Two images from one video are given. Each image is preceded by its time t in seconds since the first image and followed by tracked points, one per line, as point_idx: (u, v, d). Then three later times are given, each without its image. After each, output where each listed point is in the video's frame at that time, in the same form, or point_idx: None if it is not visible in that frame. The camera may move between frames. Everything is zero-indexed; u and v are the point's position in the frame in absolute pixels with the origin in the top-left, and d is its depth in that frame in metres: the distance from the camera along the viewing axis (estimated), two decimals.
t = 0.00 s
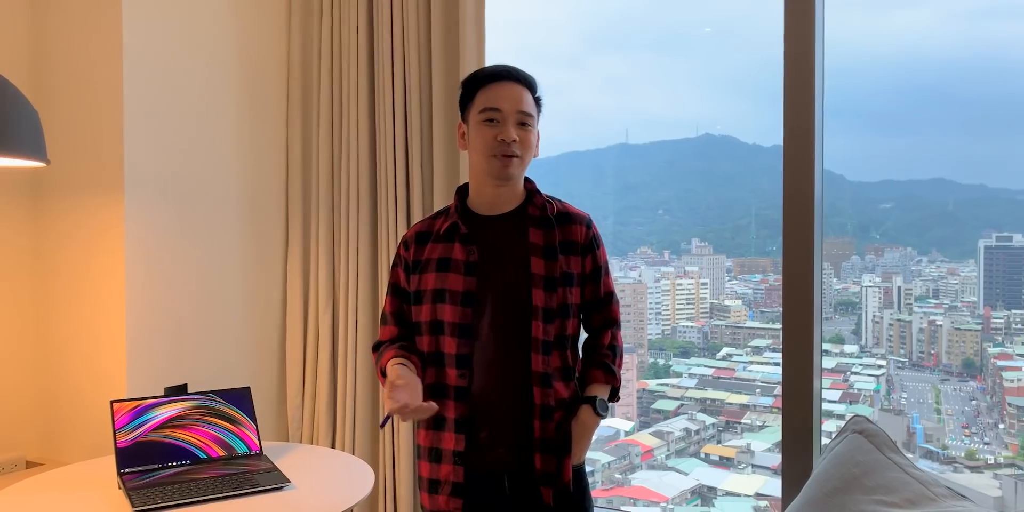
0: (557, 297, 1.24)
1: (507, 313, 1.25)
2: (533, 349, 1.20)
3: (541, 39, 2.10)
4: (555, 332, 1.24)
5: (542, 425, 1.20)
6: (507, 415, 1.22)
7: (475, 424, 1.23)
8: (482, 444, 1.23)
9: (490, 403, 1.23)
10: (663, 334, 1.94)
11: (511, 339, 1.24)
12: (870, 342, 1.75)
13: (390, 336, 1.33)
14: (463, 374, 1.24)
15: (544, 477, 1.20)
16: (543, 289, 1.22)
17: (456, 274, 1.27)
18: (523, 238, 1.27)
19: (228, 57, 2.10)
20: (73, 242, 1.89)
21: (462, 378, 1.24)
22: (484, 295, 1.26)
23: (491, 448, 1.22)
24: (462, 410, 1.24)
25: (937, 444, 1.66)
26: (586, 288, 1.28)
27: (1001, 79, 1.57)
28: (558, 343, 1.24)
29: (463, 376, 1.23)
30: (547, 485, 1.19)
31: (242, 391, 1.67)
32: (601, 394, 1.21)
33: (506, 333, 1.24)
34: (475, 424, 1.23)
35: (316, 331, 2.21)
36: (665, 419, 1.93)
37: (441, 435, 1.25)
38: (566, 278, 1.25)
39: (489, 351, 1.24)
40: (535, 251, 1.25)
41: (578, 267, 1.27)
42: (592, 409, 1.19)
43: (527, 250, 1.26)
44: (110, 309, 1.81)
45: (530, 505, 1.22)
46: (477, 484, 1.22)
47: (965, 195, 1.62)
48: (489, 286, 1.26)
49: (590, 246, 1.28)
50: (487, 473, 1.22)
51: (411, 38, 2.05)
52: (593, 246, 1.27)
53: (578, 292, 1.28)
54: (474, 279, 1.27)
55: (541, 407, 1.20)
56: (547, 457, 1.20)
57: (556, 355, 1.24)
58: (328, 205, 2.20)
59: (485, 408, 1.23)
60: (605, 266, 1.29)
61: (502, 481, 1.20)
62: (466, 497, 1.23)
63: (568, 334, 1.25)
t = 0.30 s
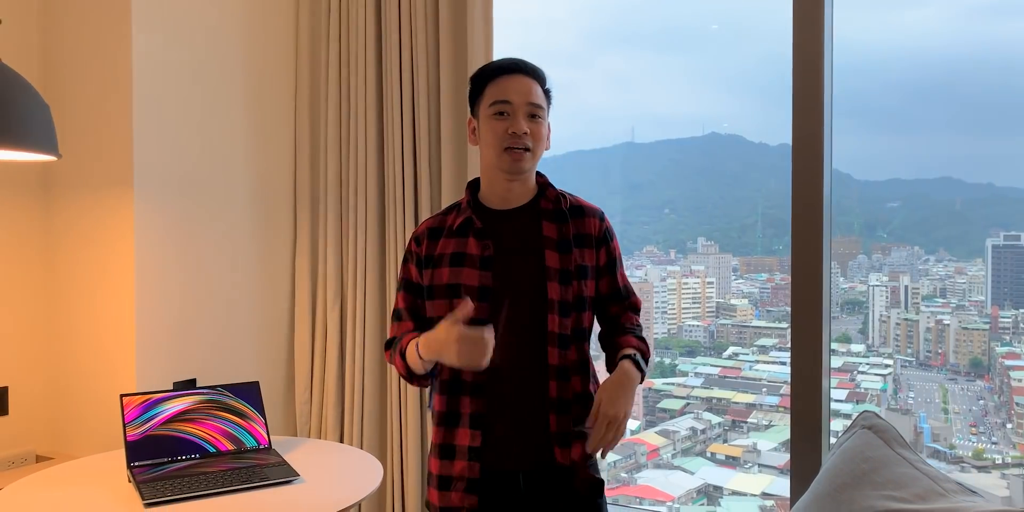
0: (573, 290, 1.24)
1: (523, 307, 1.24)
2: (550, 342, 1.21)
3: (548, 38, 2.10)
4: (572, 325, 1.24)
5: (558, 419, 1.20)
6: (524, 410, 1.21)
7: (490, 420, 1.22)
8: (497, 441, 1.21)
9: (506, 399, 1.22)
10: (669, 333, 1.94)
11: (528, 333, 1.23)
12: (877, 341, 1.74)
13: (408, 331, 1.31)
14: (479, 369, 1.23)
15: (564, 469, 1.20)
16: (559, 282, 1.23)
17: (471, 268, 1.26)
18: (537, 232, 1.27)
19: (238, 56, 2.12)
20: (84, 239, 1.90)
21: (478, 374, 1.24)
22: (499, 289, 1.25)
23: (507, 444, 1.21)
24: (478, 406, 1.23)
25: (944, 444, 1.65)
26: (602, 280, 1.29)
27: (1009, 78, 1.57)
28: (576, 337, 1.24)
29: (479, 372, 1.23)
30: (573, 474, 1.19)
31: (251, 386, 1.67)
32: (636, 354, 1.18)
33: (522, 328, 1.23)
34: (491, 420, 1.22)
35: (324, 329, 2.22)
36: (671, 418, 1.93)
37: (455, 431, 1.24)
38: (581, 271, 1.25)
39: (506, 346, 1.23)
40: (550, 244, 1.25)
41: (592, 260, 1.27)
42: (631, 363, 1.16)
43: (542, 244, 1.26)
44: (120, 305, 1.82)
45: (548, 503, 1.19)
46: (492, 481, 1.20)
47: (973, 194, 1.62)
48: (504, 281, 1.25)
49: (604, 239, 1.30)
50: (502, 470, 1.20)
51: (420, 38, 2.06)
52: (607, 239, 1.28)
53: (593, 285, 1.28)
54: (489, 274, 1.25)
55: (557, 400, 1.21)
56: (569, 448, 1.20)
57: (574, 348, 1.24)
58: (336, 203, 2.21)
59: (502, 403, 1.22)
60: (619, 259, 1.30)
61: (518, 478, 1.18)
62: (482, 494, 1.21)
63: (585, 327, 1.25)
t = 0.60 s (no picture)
0: (581, 281, 1.25)
1: (534, 300, 1.25)
2: (559, 332, 1.22)
3: (551, 35, 2.10)
4: (581, 316, 1.25)
5: (567, 410, 1.22)
6: (537, 402, 1.22)
7: (504, 413, 1.22)
8: (514, 433, 1.22)
9: (519, 392, 1.22)
10: (672, 331, 1.94)
11: (538, 326, 1.24)
12: (880, 339, 1.74)
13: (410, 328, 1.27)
14: (493, 363, 1.24)
15: (576, 459, 1.21)
16: (567, 272, 1.24)
17: (481, 262, 1.26)
18: (546, 225, 1.28)
19: (242, 53, 2.12)
20: (89, 235, 1.91)
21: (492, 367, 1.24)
22: (510, 283, 1.26)
23: (523, 436, 1.21)
24: (492, 400, 1.23)
25: (947, 442, 1.66)
26: (609, 270, 1.30)
27: (1013, 76, 1.57)
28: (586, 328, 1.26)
29: (493, 366, 1.24)
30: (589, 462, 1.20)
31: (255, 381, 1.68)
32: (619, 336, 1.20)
33: (532, 320, 1.24)
34: (505, 412, 1.23)
35: (328, 326, 2.23)
36: (673, 416, 1.93)
37: (471, 427, 1.24)
38: (589, 262, 1.26)
39: (517, 339, 1.23)
40: (558, 236, 1.25)
41: (599, 251, 1.29)
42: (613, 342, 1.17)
43: (550, 236, 1.26)
44: (126, 300, 1.83)
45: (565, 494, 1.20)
46: (509, 474, 1.20)
47: (976, 192, 1.62)
48: (515, 274, 1.26)
49: (609, 230, 1.31)
50: (520, 462, 1.20)
51: (424, 35, 2.07)
52: (614, 229, 1.29)
53: (600, 275, 1.30)
54: (499, 267, 1.26)
55: (566, 392, 1.22)
56: (571, 441, 1.21)
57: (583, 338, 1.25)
58: (341, 201, 2.22)
59: (516, 396, 1.22)
60: (626, 249, 1.31)
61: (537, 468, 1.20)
62: (500, 489, 1.21)
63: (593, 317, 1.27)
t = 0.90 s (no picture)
0: (584, 279, 1.25)
1: (537, 300, 1.25)
2: (564, 332, 1.21)
3: (551, 32, 2.10)
4: (584, 315, 1.25)
5: (573, 408, 1.21)
6: (542, 400, 1.22)
7: (509, 412, 1.22)
8: (518, 433, 1.22)
9: (525, 392, 1.22)
10: (672, 329, 1.95)
11: (542, 325, 1.24)
12: (880, 336, 1.74)
13: (423, 333, 1.29)
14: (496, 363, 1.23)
15: (583, 458, 1.21)
16: (571, 272, 1.22)
17: (483, 263, 1.25)
18: (547, 223, 1.27)
19: (245, 52, 2.13)
20: (92, 232, 1.92)
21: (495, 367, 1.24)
22: (512, 283, 1.25)
23: (526, 436, 1.21)
24: (496, 400, 1.22)
25: (947, 439, 1.66)
26: (611, 267, 1.30)
27: (1014, 73, 1.57)
28: (590, 325, 1.26)
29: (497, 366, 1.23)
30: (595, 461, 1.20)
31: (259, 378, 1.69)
32: (619, 333, 1.20)
33: (536, 320, 1.24)
34: (510, 411, 1.22)
35: (331, 323, 2.24)
36: (674, 413, 1.94)
37: (475, 427, 1.23)
38: (592, 259, 1.26)
39: (520, 338, 1.23)
40: (560, 234, 1.24)
41: (602, 248, 1.28)
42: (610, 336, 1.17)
43: (552, 234, 1.26)
44: (129, 298, 1.84)
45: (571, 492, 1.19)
46: (512, 474, 1.21)
47: (977, 189, 1.62)
48: (518, 273, 1.25)
49: (612, 226, 1.31)
50: (524, 462, 1.21)
51: (426, 34, 2.07)
52: (617, 226, 1.29)
53: (602, 272, 1.30)
54: (501, 267, 1.25)
55: (573, 391, 1.21)
56: (578, 440, 1.20)
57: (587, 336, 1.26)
58: (343, 199, 2.23)
59: (523, 396, 1.22)
60: (628, 245, 1.32)
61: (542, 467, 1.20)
62: (504, 488, 1.21)
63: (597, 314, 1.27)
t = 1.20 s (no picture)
0: (584, 274, 1.25)
1: (537, 294, 1.25)
2: (564, 327, 1.22)
3: (552, 28, 2.10)
4: (585, 309, 1.25)
5: (574, 403, 1.21)
6: (542, 396, 1.22)
7: (510, 407, 1.22)
8: (518, 426, 1.22)
9: (526, 386, 1.22)
10: (672, 325, 1.95)
11: (542, 319, 1.24)
12: (880, 333, 1.74)
13: (418, 325, 1.28)
14: (497, 357, 1.23)
15: (584, 451, 1.21)
16: (571, 267, 1.23)
17: (484, 258, 1.26)
18: (546, 219, 1.27)
19: (246, 49, 2.14)
20: (94, 228, 1.93)
21: (496, 362, 1.24)
22: (512, 278, 1.25)
23: (528, 430, 1.21)
24: (496, 395, 1.23)
25: (947, 436, 1.66)
26: (610, 261, 1.30)
27: (1014, 70, 1.57)
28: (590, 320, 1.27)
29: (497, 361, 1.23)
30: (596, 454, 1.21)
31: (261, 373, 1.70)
32: (620, 323, 1.20)
33: (536, 316, 1.24)
34: (511, 405, 1.22)
35: (332, 320, 2.25)
36: (673, 410, 1.95)
37: (476, 421, 1.24)
38: (592, 254, 1.26)
39: (521, 332, 1.23)
40: (560, 230, 1.25)
41: (601, 242, 1.29)
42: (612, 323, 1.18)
43: (552, 230, 1.26)
44: (131, 294, 1.85)
45: (570, 485, 1.20)
46: (513, 467, 1.21)
47: (977, 186, 1.62)
48: (518, 268, 1.26)
49: (611, 221, 1.31)
50: (525, 455, 1.21)
51: (427, 31, 2.08)
52: (616, 221, 1.30)
53: (601, 266, 1.30)
54: (502, 263, 1.26)
55: (574, 385, 1.21)
56: (579, 434, 1.21)
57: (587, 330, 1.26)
58: (344, 196, 2.23)
59: (524, 391, 1.22)
60: (627, 239, 1.32)
61: (543, 460, 1.20)
62: (504, 482, 1.21)
63: (597, 308, 1.27)
